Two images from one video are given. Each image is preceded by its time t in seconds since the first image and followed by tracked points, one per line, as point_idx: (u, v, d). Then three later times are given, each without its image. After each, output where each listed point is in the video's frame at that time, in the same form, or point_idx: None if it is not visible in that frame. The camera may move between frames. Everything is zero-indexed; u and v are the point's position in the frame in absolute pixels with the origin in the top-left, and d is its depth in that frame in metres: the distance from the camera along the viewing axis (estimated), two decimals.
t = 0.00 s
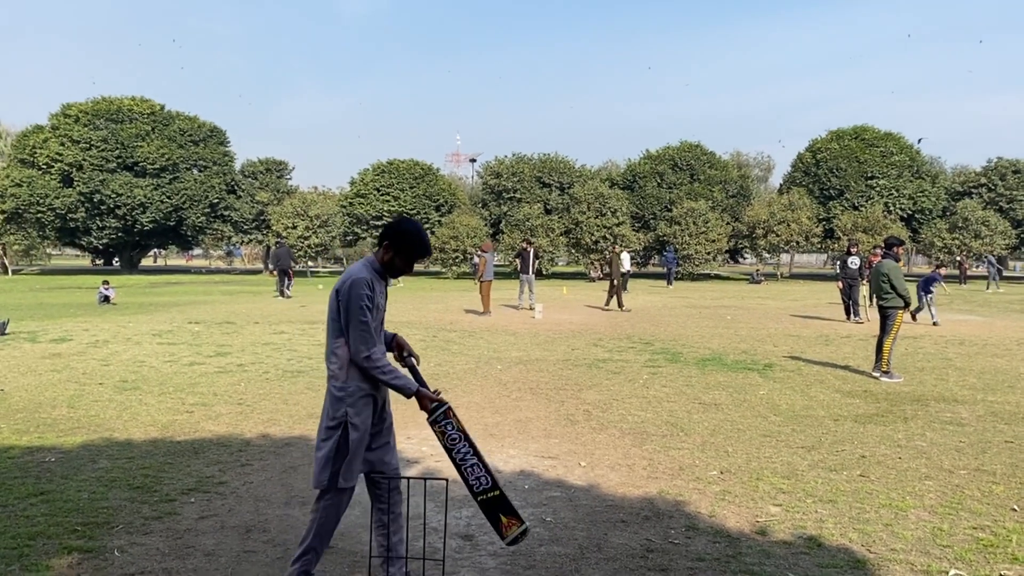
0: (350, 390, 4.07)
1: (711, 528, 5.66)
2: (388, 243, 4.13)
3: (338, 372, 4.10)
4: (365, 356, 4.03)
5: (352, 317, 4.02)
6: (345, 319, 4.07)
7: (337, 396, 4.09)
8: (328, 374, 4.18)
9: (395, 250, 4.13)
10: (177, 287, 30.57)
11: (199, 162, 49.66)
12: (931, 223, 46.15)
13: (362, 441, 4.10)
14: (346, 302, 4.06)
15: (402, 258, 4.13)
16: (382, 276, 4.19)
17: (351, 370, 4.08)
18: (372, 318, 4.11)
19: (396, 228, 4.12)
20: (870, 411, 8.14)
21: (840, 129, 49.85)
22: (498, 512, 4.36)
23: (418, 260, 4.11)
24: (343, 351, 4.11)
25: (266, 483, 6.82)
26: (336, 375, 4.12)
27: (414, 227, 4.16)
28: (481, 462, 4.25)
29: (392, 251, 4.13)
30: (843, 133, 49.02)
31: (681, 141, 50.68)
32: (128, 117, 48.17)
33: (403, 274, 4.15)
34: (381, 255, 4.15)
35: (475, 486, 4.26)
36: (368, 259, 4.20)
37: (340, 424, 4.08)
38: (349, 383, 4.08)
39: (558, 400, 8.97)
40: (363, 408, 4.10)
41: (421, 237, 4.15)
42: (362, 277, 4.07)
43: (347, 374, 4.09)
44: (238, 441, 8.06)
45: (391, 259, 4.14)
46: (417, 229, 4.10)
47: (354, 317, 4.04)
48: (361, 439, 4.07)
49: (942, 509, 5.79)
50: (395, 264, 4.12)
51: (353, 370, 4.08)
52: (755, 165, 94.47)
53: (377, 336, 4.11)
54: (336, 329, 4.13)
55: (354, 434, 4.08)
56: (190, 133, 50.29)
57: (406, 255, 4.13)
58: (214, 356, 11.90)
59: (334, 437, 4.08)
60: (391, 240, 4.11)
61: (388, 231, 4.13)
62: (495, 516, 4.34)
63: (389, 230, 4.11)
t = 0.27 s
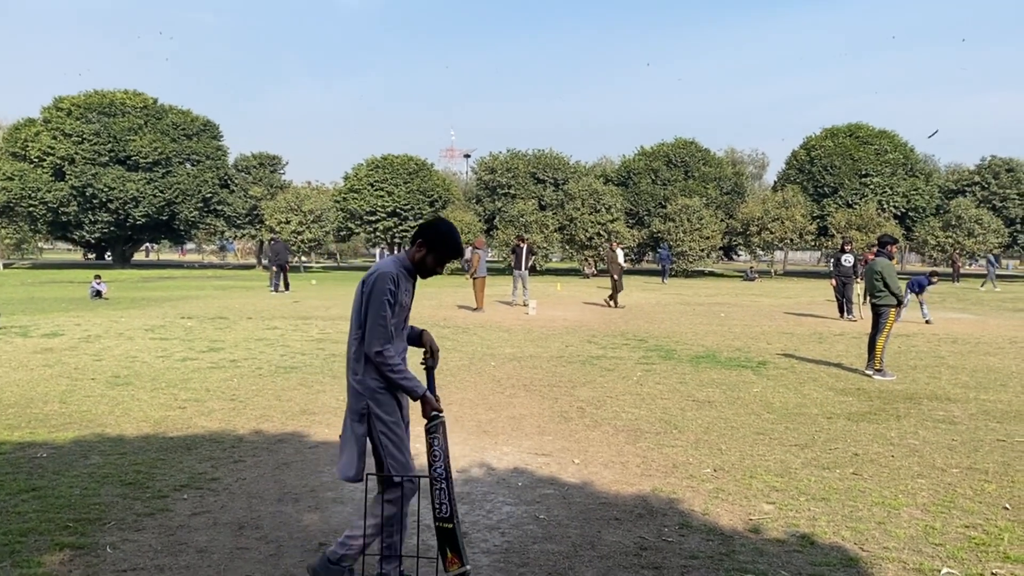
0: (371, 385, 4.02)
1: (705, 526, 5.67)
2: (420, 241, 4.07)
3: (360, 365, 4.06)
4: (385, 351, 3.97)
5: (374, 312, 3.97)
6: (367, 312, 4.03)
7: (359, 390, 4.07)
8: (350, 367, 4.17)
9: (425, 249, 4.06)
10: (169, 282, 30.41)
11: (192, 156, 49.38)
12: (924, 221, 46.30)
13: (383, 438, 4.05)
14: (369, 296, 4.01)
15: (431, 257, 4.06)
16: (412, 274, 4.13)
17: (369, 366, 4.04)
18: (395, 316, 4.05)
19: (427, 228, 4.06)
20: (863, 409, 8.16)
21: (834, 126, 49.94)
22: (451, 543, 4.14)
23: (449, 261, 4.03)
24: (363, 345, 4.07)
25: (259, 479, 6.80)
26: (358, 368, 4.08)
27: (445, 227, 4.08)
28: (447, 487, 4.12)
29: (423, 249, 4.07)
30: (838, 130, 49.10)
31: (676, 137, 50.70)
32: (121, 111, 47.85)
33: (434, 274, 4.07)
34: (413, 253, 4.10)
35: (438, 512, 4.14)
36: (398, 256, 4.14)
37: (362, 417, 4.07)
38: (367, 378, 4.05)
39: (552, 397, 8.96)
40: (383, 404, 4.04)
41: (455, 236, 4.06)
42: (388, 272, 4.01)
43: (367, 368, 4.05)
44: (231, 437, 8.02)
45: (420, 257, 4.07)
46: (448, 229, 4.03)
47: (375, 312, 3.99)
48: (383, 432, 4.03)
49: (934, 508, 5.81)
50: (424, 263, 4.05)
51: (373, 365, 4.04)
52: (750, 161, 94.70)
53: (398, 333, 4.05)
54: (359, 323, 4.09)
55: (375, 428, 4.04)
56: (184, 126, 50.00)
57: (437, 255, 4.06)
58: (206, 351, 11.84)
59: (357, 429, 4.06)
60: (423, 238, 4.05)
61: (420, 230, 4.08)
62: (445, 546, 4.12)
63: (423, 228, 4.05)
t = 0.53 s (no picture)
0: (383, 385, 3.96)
1: (699, 523, 5.68)
2: (444, 246, 4.01)
3: (374, 365, 3.99)
4: (401, 354, 3.91)
5: (393, 316, 3.90)
6: (386, 313, 3.95)
7: (369, 387, 4.01)
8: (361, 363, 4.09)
9: (450, 254, 4.00)
10: (163, 276, 30.30)
11: (187, 149, 49.13)
12: (918, 220, 46.49)
13: (389, 438, 4.00)
14: (388, 298, 3.92)
15: (454, 263, 4.00)
16: (432, 278, 4.06)
17: (383, 365, 3.98)
18: (413, 318, 3.99)
19: (454, 234, 4.01)
20: (857, 407, 8.18)
21: (830, 125, 50.08)
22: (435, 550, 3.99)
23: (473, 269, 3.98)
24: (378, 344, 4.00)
25: (254, 474, 6.77)
26: (371, 367, 4.01)
27: (472, 233, 4.03)
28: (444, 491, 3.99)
29: (447, 254, 4.01)
30: (833, 129, 49.23)
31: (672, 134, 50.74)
32: (115, 103, 47.57)
33: (455, 280, 4.01)
34: (437, 256, 4.04)
35: (425, 518, 4.00)
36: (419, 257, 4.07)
37: (370, 415, 4.01)
38: (379, 376, 3.99)
39: (547, 393, 8.96)
40: (392, 405, 3.98)
41: (481, 244, 4.03)
42: (411, 275, 3.94)
43: (381, 368, 3.98)
44: (225, 431, 7.98)
45: (444, 262, 4.01)
46: (476, 236, 3.98)
47: (394, 312, 3.91)
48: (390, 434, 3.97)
49: (928, 506, 5.83)
50: (447, 267, 3.99)
51: (387, 366, 3.97)
52: (745, 159, 94.97)
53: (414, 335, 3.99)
54: (375, 321, 4.01)
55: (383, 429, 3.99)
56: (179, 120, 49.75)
57: (462, 261, 4.00)
58: (201, 345, 11.79)
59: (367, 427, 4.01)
60: (449, 244, 4.00)
61: (447, 234, 4.02)
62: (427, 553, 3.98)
63: (451, 234, 4.00)
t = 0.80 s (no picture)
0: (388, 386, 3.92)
1: (694, 519, 5.69)
2: (461, 252, 3.96)
3: (380, 364, 3.94)
4: (409, 358, 3.86)
5: (403, 317, 3.85)
6: (396, 315, 3.89)
7: (371, 384, 3.96)
8: (365, 358, 4.04)
9: (466, 261, 3.95)
10: (158, 269, 30.21)
11: (183, 143, 48.96)
12: (913, 220, 46.70)
13: (390, 437, 3.96)
14: (400, 299, 3.87)
15: (470, 270, 3.95)
16: (446, 282, 4.02)
17: (389, 365, 3.93)
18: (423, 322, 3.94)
19: (474, 241, 3.96)
20: (851, 406, 8.22)
21: (825, 125, 50.24)
22: (458, 547, 3.96)
23: (487, 279, 3.94)
24: (384, 343, 3.95)
25: (249, 467, 6.75)
26: (375, 366, 3.95)
27: (491, 243, 3.99)
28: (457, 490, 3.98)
29: (464, 261, 3.97)
30: (829, 129, 49.38)
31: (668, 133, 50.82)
32: (111, 96, 47.39)
33: (468, 287, 3.96)
34: (452, 262, 3.99)
35: (446, 516, 3.97)
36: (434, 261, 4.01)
37: (371, 413, 3.97)
38: (383, 376, 3.93)
39: (542, 389, 8.96)
40: (394, 406, 3.94)
41: (497, 255, 3.98)
42: (427, 279, 3.88)
43: (386, 369, 3.93)
44: (220, 425, 7.96)
45: (459, 269, 3.96)
46: (494, 248, 3.95)
47: (405, 315, 3.85)
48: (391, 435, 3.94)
49: (922, 504, 5.86)
50: (462, 274, 3.95)
51: (393, 367, 3.92)
52: (741, 158, 95.23)
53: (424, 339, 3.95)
54: (383, 321, 3.95)
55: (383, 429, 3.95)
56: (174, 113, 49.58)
57: (476, 269, 3.95)
58: (195, 339, 11.76)
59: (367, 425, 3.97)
60: (467, 251, 3.95)
61: (466, 241, 3.97)
62: (450, 550, 3.93)
63: (470, 241, 3.96)
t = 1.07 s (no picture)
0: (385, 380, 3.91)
1: (687, 516, 5.70)
2: (468, 253, 3.96)
3: (378, 357, 3.94)
4: (406, 353, 3.86)
5: (404, 312, 3.86)
6: (398, 310, 3.90)
7: (369, 376, 3.97)
8: (365, 351, 4.05)
9: (472, 261, 3.95)
10: (152, 265, 30.11)
11: (178, 138, 48.80)
12: (907, 220, 46.85)
13: (385, 430, 3.95)
14: (403, 293, 3.88)
15: (475, 270, 3.95)
16: (451, 280, 4.02)
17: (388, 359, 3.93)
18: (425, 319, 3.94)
19: (482, 242, 3.96)
20: (845, 405, 8.24)
21: (821, 125, 50.35)
22: (454, 540, 3.91)
23: (492, 279, 3.92)
24: (385, 337, 3.95)
25: (243, 462, 6.74)
26: (374, 360, 3.96)
27: (499, 246, 3.98)
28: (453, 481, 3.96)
29: (470, 261, 3.96)
30: (824, 129, 49.48)
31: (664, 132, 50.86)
32: (106, 91, 47.22)
33: (473, 287, 3.95)
34: (459, 261, 3.99)
35: (442, 509, 3.93)
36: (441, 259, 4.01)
37: (367, 404, 3.97)
38: (382, 369, 3.93)
39: (536, 387, 8.97)
40: (389, 399, 3.94)
41: (505, 257, 3.97)
42: (431, 276, 3.89)
43: (384, 362, 3.93)
44: (215, 420, 7.95)
45: (465, 269, 3.96)
46: (502, 249, 3.94)
47: (405, 310, 3.86)
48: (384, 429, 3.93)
49: (914, 502, 5.89)
50: (467, 274, 3.94)
51: (392, 362, 3.92)
52: (736, 157, 95.39)
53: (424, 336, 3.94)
54: (386, 315, 3.95)
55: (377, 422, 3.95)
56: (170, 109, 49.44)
57: (482, 269, 3.94)
58: (190, 334, 11.74)
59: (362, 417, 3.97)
60: (474, 251, 3.95)
61: (473, 241, 3.97)
62: (446, 544, 3.87)
63: (478, 241, 3.95)
